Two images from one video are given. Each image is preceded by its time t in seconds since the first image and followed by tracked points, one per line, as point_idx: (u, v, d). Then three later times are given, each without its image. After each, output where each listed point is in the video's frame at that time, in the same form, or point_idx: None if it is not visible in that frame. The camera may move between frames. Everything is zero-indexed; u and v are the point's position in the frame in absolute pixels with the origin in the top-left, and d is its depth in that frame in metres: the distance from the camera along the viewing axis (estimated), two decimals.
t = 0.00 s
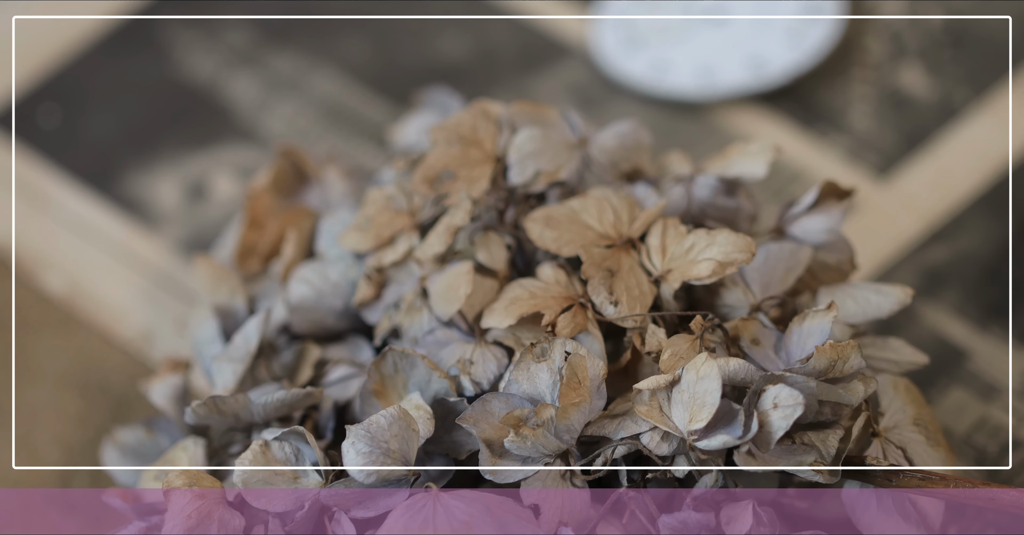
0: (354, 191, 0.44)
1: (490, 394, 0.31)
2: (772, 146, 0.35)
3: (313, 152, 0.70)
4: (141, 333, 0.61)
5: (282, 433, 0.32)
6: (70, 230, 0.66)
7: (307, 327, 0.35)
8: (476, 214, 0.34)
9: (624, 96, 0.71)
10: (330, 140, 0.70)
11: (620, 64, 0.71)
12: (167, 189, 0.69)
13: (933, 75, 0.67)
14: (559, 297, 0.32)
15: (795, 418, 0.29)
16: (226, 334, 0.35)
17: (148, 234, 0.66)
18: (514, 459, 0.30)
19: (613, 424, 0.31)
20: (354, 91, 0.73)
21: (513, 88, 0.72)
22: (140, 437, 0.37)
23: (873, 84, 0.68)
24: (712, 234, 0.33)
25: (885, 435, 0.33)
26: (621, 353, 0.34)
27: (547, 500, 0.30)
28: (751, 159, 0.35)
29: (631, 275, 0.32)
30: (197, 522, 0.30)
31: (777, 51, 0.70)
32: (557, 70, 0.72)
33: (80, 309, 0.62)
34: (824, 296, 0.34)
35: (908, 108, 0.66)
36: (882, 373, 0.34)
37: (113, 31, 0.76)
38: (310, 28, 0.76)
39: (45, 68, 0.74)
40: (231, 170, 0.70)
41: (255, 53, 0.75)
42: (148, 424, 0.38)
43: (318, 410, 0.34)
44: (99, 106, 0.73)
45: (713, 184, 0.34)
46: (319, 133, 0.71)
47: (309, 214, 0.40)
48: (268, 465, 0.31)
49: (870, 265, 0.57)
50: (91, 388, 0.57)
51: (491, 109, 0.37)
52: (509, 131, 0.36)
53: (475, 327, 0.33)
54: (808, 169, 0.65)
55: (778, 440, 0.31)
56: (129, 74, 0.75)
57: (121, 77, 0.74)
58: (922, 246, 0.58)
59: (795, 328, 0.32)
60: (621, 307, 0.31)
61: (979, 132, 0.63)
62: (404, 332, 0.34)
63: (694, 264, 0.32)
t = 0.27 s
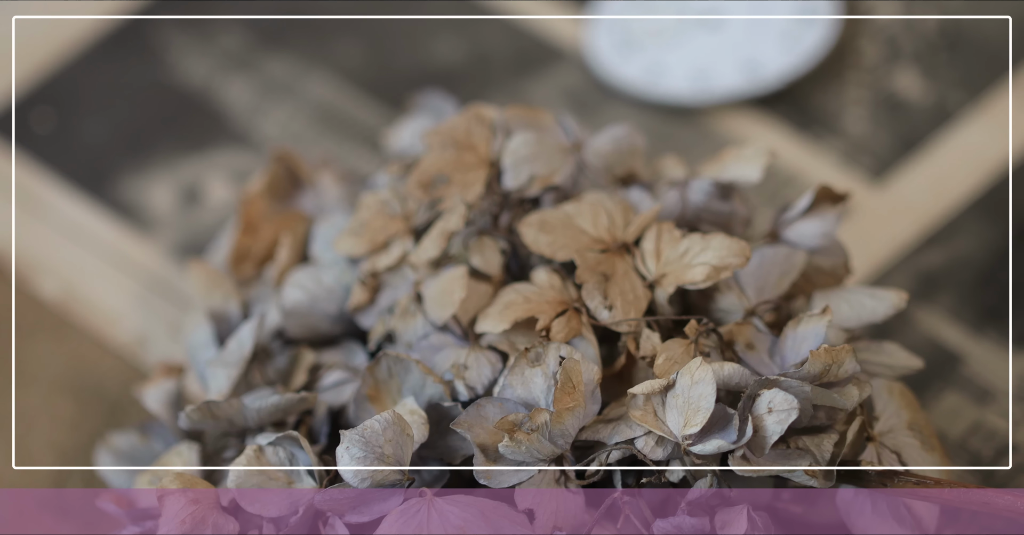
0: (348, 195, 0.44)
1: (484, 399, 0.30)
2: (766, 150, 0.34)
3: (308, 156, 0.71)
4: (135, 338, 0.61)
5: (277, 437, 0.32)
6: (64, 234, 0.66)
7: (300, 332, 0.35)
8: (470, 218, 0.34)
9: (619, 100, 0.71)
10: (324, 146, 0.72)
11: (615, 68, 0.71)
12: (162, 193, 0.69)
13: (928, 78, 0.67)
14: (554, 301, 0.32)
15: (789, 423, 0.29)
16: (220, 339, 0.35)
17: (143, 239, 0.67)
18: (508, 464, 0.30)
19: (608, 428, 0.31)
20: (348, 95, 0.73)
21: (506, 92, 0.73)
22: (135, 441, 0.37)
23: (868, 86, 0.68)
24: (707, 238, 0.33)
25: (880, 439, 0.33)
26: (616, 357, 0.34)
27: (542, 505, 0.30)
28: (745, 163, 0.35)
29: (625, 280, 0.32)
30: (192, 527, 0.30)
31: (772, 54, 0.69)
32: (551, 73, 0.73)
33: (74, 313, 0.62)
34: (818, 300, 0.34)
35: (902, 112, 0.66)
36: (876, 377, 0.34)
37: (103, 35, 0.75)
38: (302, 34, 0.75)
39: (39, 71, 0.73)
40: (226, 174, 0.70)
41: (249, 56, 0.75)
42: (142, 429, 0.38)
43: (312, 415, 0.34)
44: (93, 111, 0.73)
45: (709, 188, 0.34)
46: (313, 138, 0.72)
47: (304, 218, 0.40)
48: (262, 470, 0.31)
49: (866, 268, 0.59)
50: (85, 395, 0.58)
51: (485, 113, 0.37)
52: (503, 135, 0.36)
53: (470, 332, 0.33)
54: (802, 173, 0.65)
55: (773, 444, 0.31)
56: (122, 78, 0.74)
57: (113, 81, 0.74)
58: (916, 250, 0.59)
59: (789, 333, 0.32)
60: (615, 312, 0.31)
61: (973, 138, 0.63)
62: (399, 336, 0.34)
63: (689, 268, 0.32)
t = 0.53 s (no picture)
0: (342, 202, 0.44)
1: (477, 405, 0.30)
2: (760, 156, 0.34)
3: (301, 162, 0.71)
4: (130, 345, 0.61)
5: (271, 444, 0.32)
6: (58, 242, 0.66)
7: (294, 339, 0.35)
8: (464, 225, 0.34)
9: (612, 106, 0.71)
10: (318, 151, 0.71)
11: (609, 74, 0.71)
12: (155, 200, 0.69)
13: (922, 84, 0.67)
14: (547, 307, 0.32)
15: (783, 429, 0.29)
16: (214, 345, 0.35)
17: (137, 246, 0.66)
18: (502, 470, 0.30)
19: (602, 435, 0.31)
20: (341, 101, 0.73)
21: (500, 98, 0.72)
22: (129, 448, 0.37)
23: (862, 93, 0.68)
24: (701, 244, 0.33)
25: (874, 444, 0.33)
26: (610, 363, 0.34)
27: (539, 505, 0.30)
28: (739, 169, 0.35)
29: (619, 286, 0.32)
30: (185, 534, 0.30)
31: (766, 60, 0.69)
32: (546, 79, 0.73)
33: (68, 321, 0.62)
34: (812, 306, 0.34)
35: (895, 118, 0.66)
36: (870, 383, 0.34)
37: (99, 42, 0.76)
38: (295, 41, 0.75)
39: (33, 79, 0.74)
40: (219, 181, 0.70)
41: (242, 63, 0.75)
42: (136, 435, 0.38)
43: (307, 421, 0.34)
44: (87, 118, 0.73)
45: (701, 194, 0.34)
46: (306, 142, 0.71)
47: (297, 225, 0.40)
48: (256, 477, 0.31)
49: (859, 275, 0.58)
50: (79, 401, 0.58)
51: (479, 119, 0.37)
52: (497, 141, 0.36)
53: (463, 338, 0.33)
54: (796, 179, 0.65)
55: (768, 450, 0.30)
56: (114, 84, 0.74)
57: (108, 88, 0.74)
58: (910, 257, 0.59)
59: (783, 339, 0.32)
60: (609, 318, 0.31)
61: (966, 142, 0.63)
62: (392, 342, 0.34)
63: (682, 274, 0.32)
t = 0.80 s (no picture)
0: (337, 209, 0.44)
1: (473, 412, 0.30)
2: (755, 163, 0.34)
3: (296, 169, 0.71)
4: (125, 353, 0.60)
5: (266, 451, 0.32)
6: (53, 249, 0.66)
7: (290, 346, 0.35)
8: (459, 231, 0.34)
9: (608, 113, 0.71)
10: (314, 158, 0.71)
11: (604, 81, 0.71)
12: (151, 207, 0.69)
13: (917, 90, 0.68)
14: (542, 314, 0.32)
15: (779, 436, 0.29)
16: (209, 353, 0.35)
17: (132, 252, 0.66)
18: (497, 477, 0.30)
19: (597, 442, 0.31)
20: (335, 108, 0.73)
21: (496, 104, 0.72)
22: (124, 455, 0.37)
23: (857, 99, 0.68)
24: (696, 251, 0.33)
25: (870, 451, 0.33)
26: (605, 370, 0.34)
27: (537, 505, 0.30)
28: (735, 176, 0.35)
29: (614, 293, 0.32)
30: None
31: (760, 67, 0.70)
32: (541, 86, 0.73)
33: (63, 327, 0.62)
34: (807, 313, 0.34)
35: (890, 124, 0.67)
36: (864, 389, 0.34)
37: (95, 48, 0.76)
38: (289, 50, 0.76)
39: (28, 85, 0.74)
40: (215, 188, 0.70)
41: (237, 70, 0.75)
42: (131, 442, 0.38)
43: (302, 428, 0.34)
44: (82, 124, 0.73)
45: (697, 201, 0.34)
46: (301, 150, 0.72)
47: (292, 232, 0.40)
48: (251, 484, 0.31)
49: (854, 282, 0.58)
50: (74, 407, 0.58)
51: (474, 126, 0.37)
52: (492, 148, 0.36)
53: (459, 345, 0.33)
54: (791, 186, 0.65)
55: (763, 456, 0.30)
56: (110, 91, 0.75)
57: (104, 95, 0.75)
58: (904, 263, 0.59)
59: (778, 345, 0.32)
60: (604, 325, 0.31)
61: (958, 151, 0.63)
62: (388, 350, 0.34)
63: (678, 281, 0.32)
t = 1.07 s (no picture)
0: (331, 216, 0.44)
1: (467, 419, 0.30)
2: (748, 170, 0.35)
3: (289, 175, 0.72)
4: (119, 360, 0.61)
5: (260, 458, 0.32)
6: (46, 255, 0.66)
7: (284, 353, 0.35)
8: (453, 238, 0.34)
9: (601, 119, 0.73)
10: (308, 165, 0.72)
11: (598, 87, 0.73)
12: (144, 214, 0.69)
13: (909, 97, 0.70)
14: (536, 321, 0.32)
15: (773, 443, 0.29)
16: (203, 360, 0.35)
17: (125, 259, 0.66)
18: (492, 483, 0.30)
19: (591, 448, 0.31)
20: (330, 115, 0.74)
21: (489, 112, 0.74)
22: (118, 463, 0.36)
23: (852, 105, 0.71)
24: (689, 258, 0.33)
25: (862, 457, 0.33)
26: (599, 377, 0.34)
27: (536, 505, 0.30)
28: (728, 183, 0.35)
29: (608, 299, 0.32)
30: None
31: (754, 74, 0.72)
32: (534, 93, 0.74)
33: (56, 334, 0.62)
34: (800, 319, 0.34)
35: (884, 130, 0.69)
36: (858, 396, 0.34)
37: (89, 58, 0.76)
38: (284, 56, 0.77)
39: (24, 93, 0.74)
40: (208, 195, 0.70)
41: (232, 78, 0.76)
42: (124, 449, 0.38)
43: (295, 435, 0.33)
44: (77, 132, 0.73)
45: (690, 208, 0.34)
46: (296, 156, 0.72)
47: (286, 239, 0.40)
48: (246, 491, 0.31)
49: (847, 287, 0.59)
50: (67, 414, 0.57)
51: (468, 133, 0.37)
52: (486, 155, 0.36)
53: (452, 352, 0.33)
54: (786, 193, 0.67)
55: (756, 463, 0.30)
56: (103, 98, 0.75)
57: (99, 103, 0.75)
58: (900, 269, 0.60)
59: (772, 352, 0.32)
60: (598, 331, 0.31)
61: (951, 156, 0.66)
62: (382, 357, 0.34)
63: (671, 288, 0.32)
